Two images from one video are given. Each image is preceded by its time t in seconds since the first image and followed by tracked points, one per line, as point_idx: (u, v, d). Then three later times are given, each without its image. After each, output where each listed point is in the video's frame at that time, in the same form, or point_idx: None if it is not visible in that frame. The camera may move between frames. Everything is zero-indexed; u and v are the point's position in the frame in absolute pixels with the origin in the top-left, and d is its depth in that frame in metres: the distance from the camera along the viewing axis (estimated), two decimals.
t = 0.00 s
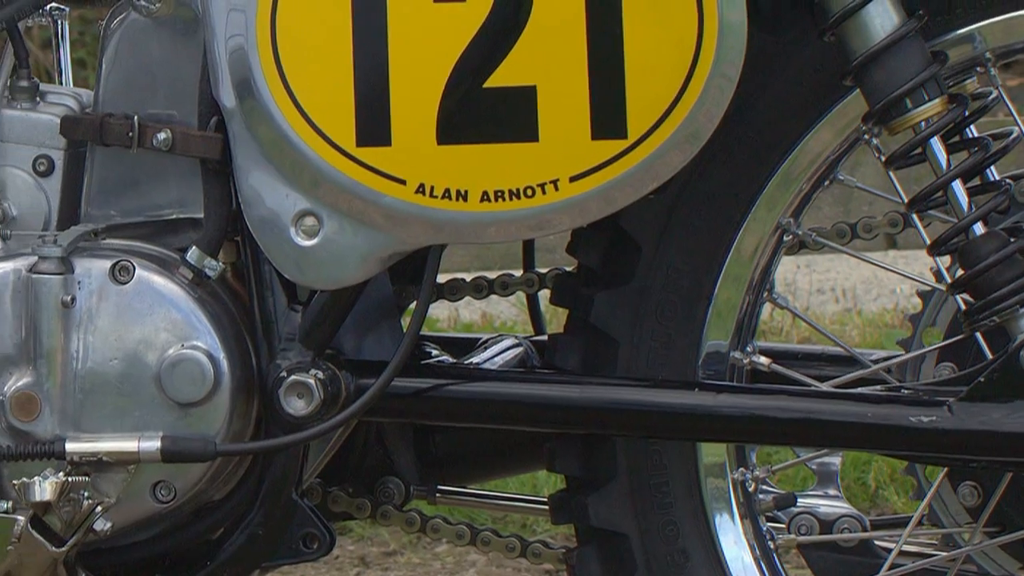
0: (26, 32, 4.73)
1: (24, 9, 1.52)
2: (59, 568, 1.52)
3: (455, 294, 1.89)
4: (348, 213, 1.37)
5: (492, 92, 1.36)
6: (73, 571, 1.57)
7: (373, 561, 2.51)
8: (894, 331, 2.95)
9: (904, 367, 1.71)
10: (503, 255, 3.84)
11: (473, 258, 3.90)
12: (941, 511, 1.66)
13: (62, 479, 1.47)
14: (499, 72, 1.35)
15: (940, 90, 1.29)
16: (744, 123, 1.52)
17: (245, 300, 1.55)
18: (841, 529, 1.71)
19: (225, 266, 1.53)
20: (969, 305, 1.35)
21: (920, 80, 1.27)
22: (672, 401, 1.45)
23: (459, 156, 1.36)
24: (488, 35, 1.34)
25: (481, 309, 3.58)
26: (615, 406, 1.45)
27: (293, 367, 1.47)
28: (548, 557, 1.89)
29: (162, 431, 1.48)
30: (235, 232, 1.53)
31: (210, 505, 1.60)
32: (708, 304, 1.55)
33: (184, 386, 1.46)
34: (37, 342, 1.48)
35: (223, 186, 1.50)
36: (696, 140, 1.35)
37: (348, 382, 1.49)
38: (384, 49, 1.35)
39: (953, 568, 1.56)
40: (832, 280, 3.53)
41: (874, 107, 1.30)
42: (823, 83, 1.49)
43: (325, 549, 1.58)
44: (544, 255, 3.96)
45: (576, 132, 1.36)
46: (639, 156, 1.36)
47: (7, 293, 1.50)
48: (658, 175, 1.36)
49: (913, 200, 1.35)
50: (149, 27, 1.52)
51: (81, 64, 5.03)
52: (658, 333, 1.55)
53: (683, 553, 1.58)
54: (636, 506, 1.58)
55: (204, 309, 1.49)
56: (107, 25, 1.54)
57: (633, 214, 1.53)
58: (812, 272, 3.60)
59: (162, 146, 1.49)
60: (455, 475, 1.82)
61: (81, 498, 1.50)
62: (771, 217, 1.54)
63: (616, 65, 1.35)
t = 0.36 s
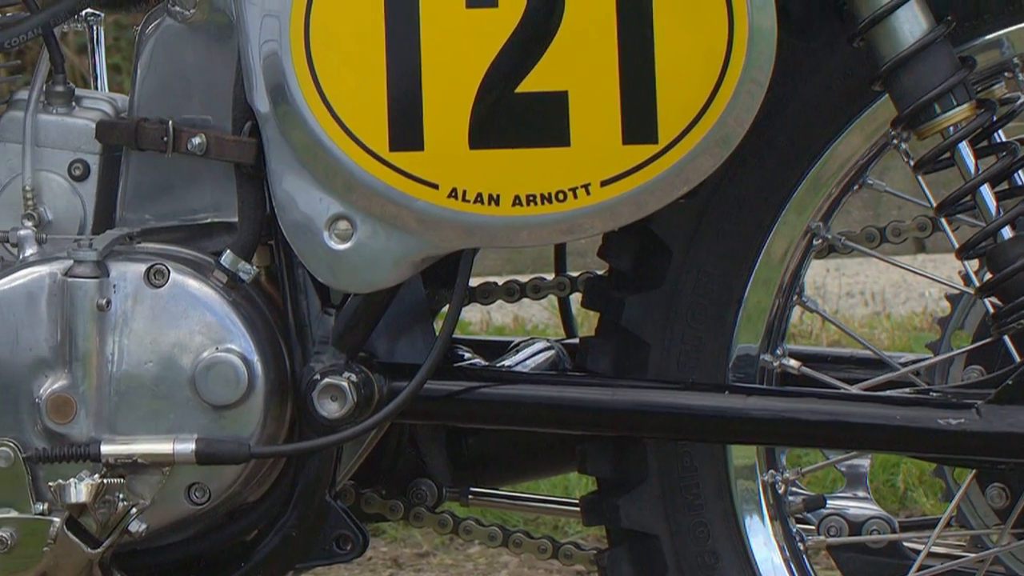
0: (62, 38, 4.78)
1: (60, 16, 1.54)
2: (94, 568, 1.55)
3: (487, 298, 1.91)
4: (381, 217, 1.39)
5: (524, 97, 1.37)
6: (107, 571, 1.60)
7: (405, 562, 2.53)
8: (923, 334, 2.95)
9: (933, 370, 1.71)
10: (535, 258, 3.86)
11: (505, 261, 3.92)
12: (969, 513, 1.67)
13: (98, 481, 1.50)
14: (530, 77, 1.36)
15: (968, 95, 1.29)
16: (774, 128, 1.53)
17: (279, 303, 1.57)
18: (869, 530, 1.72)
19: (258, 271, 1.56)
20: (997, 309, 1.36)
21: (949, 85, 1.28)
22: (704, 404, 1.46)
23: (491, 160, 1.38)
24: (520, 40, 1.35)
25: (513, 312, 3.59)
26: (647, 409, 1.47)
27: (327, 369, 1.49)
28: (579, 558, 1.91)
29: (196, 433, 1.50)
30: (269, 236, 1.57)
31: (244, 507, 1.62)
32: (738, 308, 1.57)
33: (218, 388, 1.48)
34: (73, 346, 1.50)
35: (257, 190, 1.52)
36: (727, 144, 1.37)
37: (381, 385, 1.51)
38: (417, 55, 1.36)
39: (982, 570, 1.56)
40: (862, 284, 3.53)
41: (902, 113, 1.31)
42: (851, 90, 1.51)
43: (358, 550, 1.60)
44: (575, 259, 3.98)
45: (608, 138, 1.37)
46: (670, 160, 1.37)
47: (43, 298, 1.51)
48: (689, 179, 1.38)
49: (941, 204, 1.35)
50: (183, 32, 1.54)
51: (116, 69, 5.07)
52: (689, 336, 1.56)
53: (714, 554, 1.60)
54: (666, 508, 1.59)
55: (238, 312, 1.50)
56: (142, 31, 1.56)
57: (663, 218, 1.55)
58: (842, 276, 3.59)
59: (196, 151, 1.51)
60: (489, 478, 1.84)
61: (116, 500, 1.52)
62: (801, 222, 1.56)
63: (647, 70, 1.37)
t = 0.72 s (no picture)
0: (97, 43, 4.81)
1: (95, 21, 1.57)
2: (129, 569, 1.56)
3: (519, 301, 1.93)
4: (414, 222, 1.41)
5: (554, 102, 1.39)
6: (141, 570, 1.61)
7: (438, 564, 2.55)
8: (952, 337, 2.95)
9: (961, 373, 1.72)
10: (567, 262, 3.87)
11: (536, 265, 3.94)
12: (997, 515, 1.68)
13: (133, 483, 1.52)
14: (561, 82, 1.38)
15: (996, 100, 1.31)
16: (803, 133, 1.54)
17: (313, 307, 1.60)
18: (898, 532, 1.75)
19: (293, 274, 1.59)
20: None
21: (977, 90, 1.29)
22: (734, 406, 1.48)
23: (523, 165, 1.39)
24: (551, 46, 1.37)
25: (544, 315, 3.61)
26: (678, 411, 1.48)
27: (360, 372, 1.51)
28: (610, 560, 1.92)
29: (231, 435, 1.52)
30: (303, 240, 1.59)
31: (278, 509, 1.64)
32: (767, 311, 1.58)
33: (252, 391, 1.51)
34: (107, 349, 1.53)
35: (290, 195, 1.54)
36: (757, 148, 1.38)
37: (414, 388, 1.53)
38: (450, 61, 1.38)
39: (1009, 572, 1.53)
40: (890, 288, 3.53)
41: (930, 117, 1.32)
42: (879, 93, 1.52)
43: (391, 552, 1.61)
44: (605, 262, 3.99)
45: (638, 142, 1.39)
46: (701, 164, 1.39)
47: (78, 302, 1.54)
48: (719, 184, 1.39)
49: (969, 208, 1.36)
50: (218, 38, 1.57)
51: (151, 74, 5.09)
52: (719, 338, 1.57)
53: (743, 556, 1.61)
54: (697, 510, 1.60)
55: (271, 315, 1.53)
56: (177, 36, 1.59)
57: (694, 222, 1.56)
58: (871, 279, 3.59)
59: (230, 155, 1.54)
60: (520, 480, 1.85)
61: (151, 502, 1.54)
62: (830, 225, 1.57)
63: (677, 75, 1.38)
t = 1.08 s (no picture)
0: (129, 49, 4.84)
1: (128, 26, 1.59)
2: (163, 569, 1.60)
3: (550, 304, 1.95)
4: (446, 225, 1.43)
5: (585, 107, 1.40)
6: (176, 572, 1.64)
7: (470, 565, 2.56)
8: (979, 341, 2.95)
9: (989, 375, 1.71)
10: (597, 265, 3.88)
11: (566, 268, 3.95)
12: None
13: (166, 485, 1.54)
14: (592, 87, 1.40)
15: None
16: (833, 137, 1.55)
17: (345, 310, 1.62)
18: (927, 533, 1.76)
19: (326, 277, 1.62)
20: None
21: (1004, 95, 1.30)
22: (764, 409, 1.49)
23: (554, 170, 1.41)
24: (583, 51, 1.39)
25: (575, 318, 3.62)
26: (707, 413, 1.49)
27: (393, 374, 1.53)
28: (641, 560, 1.94)
29: (264, 437, 1.55)
30: (336, 244, 1.62)
31: (310, 510, 1.66)
32: (796, 313, 1.59)
33: (285, 394, 1.53)
34: (141, 352, 1.56)
35: (323, 199, 1.57)
36: (786, 153, 1.40)
37: (446, 391, 1.55)
38: (482, 66, 1.40)
39: None
40: (918, 291, 3.52)
41: (958, 122, 1.33)
42: (905, 97, 1.54)
43: (423, 553, 1.64)
44: (635, 266, 4.00)
45: (670, 147, 1.41)
46: (731, 168, 1.40)
47: (112, 305, 1.57)
48: (750, 187, 1.41)
49: (997, 213, 1.37)
50: (251, 43, 1.59)
51: (185, 79, 5.12)
52: (748, 341, 1.58)
53: (773, 556, 1.62)
54: (727, 511, 1.61)
55: (305, 318, 1.55)
56: (210, 42, 1.62)
57: (724, 225, 1.57)
58: (899, 283, 3.59)
59: (264, 160, 1.56)
60: (551, 482, 1.86)
61: (184, 504, 1.57)
62: (859, 229, 1.59)
63: (707, 80, 1.40)
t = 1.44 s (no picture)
0: (163, 54, 4.87)
1: (162, 32, 1.63)
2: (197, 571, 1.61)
3: (581, 308, 1.96)
4: (477, 229, 1.45)
5: (615, 112, 1.42)
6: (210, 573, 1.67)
7: (500, 566, 2.58)
8: (1004, 343, 2.95)
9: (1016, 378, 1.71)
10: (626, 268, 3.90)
11: (596, 272, 3.96)
12: None
13: (200, 486, 1.57)
14: (622, 92, 1.42)
15: None
16: (861, 141, 1.56)
17: (377, 314, 1.64)
18: (954, 535, 1.77)
19: (358, 280, 1.64)
20: None
21: None
22: (792, 411, 1.50)
23: (584, 174, 1.43)
24: (613, 57, 1.41)
25: (604, 321, 3.64)
26: (736, 415, 1.51)
27: (424, 377, 1.56)
28: (670, 562, 1.94)
29: (297, 440, 1.57)
30: (368, 247, 1.63)
31: (342, 512, 1.69)
32: (825, 317, 1.60)
33: (318, 396, 1.55)
34: (175, 354, 1.58)
35: (355, 204, 1.59)
36: (814, 158, 1.41)
37: (477, 393, 1.57)
38: (513, 72, 1.42)
39: None
40: (946, 294, 3.52)
41: (986, 127, 1.34)
42: (932, 102, 1.55)
43: (454, 554, 1.66)
44: (664, 268, 4.01)
45: (699, 151, 1.42)
46: (760, 172, 1.41)
47: (145, 308, 1.60)
48: (778, 192, 1.42)
49: None
50: (284, 48, 1.62)
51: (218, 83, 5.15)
52: (777, 344, 1.60)
53: (801, 558, 1.63)
54: (756, 513, 1.62)
55: (337, 321, 1.58)
56: (244, 46, 1.63)
57: (752, 229, 1.58)
58: (926, 286, 3.59)
59: (297, 164, 1.58)
60: (582, 483, 1.88)
61: (218, 505, 1.59)
62: (887, 233, 1.60)
63: (735, 84, 1.41)
